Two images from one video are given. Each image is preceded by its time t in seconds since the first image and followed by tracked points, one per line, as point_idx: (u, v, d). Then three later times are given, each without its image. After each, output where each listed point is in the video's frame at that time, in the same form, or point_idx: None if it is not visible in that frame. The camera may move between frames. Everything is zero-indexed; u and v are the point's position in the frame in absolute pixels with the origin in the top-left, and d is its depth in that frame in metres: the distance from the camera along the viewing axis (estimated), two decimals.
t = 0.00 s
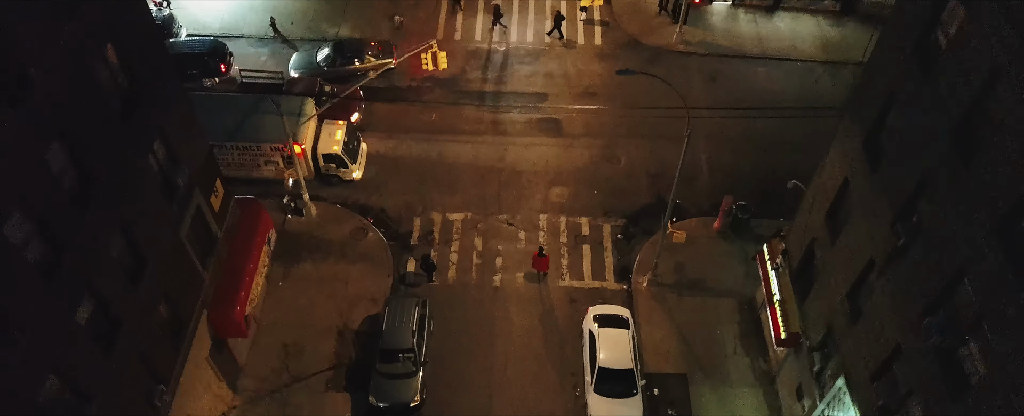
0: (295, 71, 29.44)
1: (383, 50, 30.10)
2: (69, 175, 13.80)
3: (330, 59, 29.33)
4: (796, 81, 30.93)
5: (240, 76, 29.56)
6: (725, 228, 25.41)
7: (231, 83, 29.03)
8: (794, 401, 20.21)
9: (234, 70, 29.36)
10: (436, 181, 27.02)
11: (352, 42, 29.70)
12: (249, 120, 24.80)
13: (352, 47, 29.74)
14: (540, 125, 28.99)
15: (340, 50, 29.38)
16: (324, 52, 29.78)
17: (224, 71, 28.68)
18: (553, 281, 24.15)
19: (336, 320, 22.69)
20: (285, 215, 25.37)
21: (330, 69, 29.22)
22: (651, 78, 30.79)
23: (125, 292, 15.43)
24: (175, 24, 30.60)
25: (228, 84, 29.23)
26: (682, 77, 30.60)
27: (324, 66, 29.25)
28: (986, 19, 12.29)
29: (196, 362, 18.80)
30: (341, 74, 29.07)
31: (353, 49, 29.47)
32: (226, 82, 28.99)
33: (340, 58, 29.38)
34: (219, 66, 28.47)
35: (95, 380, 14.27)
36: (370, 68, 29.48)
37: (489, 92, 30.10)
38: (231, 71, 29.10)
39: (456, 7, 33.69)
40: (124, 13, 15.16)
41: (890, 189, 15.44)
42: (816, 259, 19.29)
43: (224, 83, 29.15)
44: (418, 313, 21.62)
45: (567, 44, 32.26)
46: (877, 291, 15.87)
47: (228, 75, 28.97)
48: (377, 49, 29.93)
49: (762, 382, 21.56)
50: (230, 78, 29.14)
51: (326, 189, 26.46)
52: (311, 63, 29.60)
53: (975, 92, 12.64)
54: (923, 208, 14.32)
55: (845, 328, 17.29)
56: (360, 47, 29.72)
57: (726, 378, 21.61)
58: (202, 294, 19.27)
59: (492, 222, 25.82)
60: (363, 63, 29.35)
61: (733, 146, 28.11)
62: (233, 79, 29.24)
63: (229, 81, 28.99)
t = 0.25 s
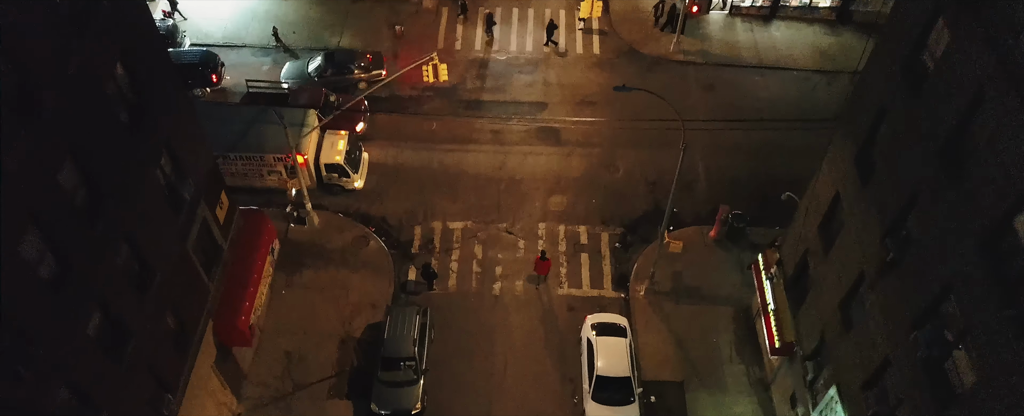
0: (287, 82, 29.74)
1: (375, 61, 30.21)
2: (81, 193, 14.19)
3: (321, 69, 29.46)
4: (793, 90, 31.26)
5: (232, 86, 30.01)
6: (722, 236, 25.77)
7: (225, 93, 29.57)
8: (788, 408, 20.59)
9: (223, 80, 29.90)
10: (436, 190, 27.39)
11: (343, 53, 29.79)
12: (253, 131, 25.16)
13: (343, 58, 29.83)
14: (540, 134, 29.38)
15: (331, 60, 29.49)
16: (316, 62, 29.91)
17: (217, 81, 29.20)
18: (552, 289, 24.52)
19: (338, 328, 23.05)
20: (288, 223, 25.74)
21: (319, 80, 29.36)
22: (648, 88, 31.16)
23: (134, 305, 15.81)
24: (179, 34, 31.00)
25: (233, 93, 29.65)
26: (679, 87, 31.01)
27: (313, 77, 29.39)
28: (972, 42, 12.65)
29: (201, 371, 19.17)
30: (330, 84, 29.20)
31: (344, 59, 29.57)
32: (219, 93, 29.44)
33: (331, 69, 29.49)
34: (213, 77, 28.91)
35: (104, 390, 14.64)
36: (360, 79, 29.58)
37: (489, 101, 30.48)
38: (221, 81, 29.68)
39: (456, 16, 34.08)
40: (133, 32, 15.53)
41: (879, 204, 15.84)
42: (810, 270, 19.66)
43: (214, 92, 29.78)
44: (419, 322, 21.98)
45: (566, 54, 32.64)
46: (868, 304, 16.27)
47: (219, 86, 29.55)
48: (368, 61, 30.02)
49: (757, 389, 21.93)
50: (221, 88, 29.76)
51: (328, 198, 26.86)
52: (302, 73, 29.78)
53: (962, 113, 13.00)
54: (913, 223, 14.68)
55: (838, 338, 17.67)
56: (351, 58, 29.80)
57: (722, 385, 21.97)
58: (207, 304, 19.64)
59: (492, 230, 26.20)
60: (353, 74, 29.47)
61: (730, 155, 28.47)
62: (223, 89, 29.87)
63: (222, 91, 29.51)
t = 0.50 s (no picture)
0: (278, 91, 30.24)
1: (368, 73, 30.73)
2: (93, 210, 14.60)
3: (313, 80, 29.98)
4: (789, 99, 31.65)
5: (233, 96, 30.38)
6: (718, 245, 26.14)
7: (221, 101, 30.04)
8: None
9: (214, 90, 30.36)
10: (437, 198, 27.80)
11: (336, 65, 30.33)
12: (257, 142, 25.55)
13: (336, 70, 30.38)
14: (539, 143, 29.79)
15: (322, 71, 30.02)
16: (309, 73, 30.47)
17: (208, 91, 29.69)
18: (551, 297, 24.91)
19: (341, 336, 23.44)
20: (291, 232, 26.12)
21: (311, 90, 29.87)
22: (646, 97, 31.56)
23: (143, 317, 16.21)
24: (183, 44, 31.38)
25: (238, 103, 30.06)
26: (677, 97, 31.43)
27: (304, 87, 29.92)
28: (958, 66, 13.04)
29: (208, 381, 19.57)
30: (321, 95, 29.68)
31: (336, 71, 30.14)
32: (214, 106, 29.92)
33: (322, 80, 29.99)
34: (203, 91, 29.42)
35: (114, 402, 15.04)
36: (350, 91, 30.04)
37: (489, 110, 30.90)
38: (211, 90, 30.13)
39: (457, 25, 34.47)
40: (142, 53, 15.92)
41: (870, 219, 16.24)
42: (804, 280, 20.05)
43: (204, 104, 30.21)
44: (420, 331, 22.37)
45: (566, 63, 33.03)
46: (859, 316, 16.68)
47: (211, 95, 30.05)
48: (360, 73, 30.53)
49: (753, 396, 22.32)
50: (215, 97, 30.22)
51: (331, 207, 27.27)
52: (294, 84, 30.34)
53: (948, 134, 13.39)
54: (902, 239, 15.07)
55: (830, 349, 18.07)
56: (343, 70, 30.35)
57: (718, 393, 22.36)
58: (214, 315, 20.05)
59: (492, 239, 26.60)
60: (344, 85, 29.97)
61: (727, 164, 28.85)
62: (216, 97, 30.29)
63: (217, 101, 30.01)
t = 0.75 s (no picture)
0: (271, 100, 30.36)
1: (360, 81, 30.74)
2: (104, 226, 14.99)
3: (304, 89, 30.05)
4: (786, 107, 32.04)
5: (237, 105, 30.85)
6: (715, 253, 26.51)
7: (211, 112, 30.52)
8: None
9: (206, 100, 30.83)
10: (438, 207, 28.19)
11: (327, 74, 30.35)
12: (260, 152, 25.95)
13: (327, 79, 30.40)
14: (539, 151, 30.18)
15: (314, 81, 30.07)
16: (300, 82, 30.46)
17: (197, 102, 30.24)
18: (551, 305, 25.28)
19: (344, 344, 23.81)
20: (294, 241, 26.54)
21: (302, 99, 29.96)
22: (645, 106, 31.97)
23: (152, 330, 16.61)
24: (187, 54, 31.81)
25: (241, 113, 30.54)
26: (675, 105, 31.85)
27: (296, 97, 30.02)
28: (943, 88, 13.44)
29: (213, 389, 19.98)
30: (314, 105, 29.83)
31: (327, 81, 30.16)
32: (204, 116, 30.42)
33: (314, 89, 30.06)
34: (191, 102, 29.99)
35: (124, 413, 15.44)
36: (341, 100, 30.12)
37: (490, 119, 31.31)
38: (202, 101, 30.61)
39: (457, 34, 34.87)
40: (149, 70, 16.31)
41: (862, 233, 16.64)
42: (799, 290, 20.43)
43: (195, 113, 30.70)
44: (422, 339, 22.74)
45: (565, 72, 33.43)
46: (851, 328, 17.07)
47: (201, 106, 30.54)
48: (351, 82, 30.53)
49: (749, 404, 22.71)
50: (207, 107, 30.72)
51: (334, 216, 27.67)
52: (286, 93, 30.45)
53: (936, 152, 13.78)
54: (892, 253, 15.47)
55: (824, 359, 18.46)
56: (335, 78, 30.35)
57: (714, 400, 22.74)
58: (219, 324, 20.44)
59: (493, 247, 26.98)
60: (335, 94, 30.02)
61: (724, 173, 29.23)
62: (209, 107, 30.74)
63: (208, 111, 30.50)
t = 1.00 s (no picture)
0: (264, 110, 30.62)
1: (353, 91, 30.83)
2: (115, 242, 15.41)
3: (297, 99, 30.17)
4: (782, 116, 32.45)
5: (240, 113, 31.29)
6: (712, 261, 26.90)
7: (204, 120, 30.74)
8: None
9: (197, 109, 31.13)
10: (439, 215, 28.60)
11: (320, 84, 30.43)
12: (264, 162, 26.35)
13: (320, 88, 30.40)
14: (538, 160, 30.59)
15: (307, 91, 30.12)
16: (293, 92, 30.60)
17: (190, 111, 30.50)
18: (550, 313, 25.68)
19: (347, 352, 24.20)
20: (297, 249, 26.92)
21: (295, 110, 30.11)
22: (642, 115, 32.40)
23: (162, 341, 17.04)
24: (191, 63, 32.20)
25: (244, 121, 30.97)
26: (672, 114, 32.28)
27: (288, 107, 30.14)
28: (930, 110, 13.86)
29: (219, 398, 20.39)
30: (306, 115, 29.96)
31: (320, 91, 30.15)
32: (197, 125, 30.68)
33: (306, 99, 30.16)
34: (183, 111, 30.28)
35: None
36: (334, 110, 30.22)
37: (491, 128, 31.74)
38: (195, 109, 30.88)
39: (457, 43, 35.29)
40: (158, 88, 16.70)
41: (854, 247, 17.06)
42: (793, 301, 20.86)
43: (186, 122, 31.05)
44: (424, 347, 23.14)
45: (564, 81, 33.85)
46: (843, 339, 17.49)
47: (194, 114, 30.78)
48: (344, 92, 30.62)
49: (745, 411, 23.11)
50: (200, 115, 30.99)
51: (336, 224, 28.09)
52: (280, 102, 30.59)
53: (923, 172, 14.20)
54: (882, 268, 15.89)
55: (817, 368, 18.87)
56: (327, 88, 30.33)
57: (711, 407, 23.13)
58: (225, 334, 20.87)
59: (493, 255, 27.39)
60: (328, 104, 30.14)
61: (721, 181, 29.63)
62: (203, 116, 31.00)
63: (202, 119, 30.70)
